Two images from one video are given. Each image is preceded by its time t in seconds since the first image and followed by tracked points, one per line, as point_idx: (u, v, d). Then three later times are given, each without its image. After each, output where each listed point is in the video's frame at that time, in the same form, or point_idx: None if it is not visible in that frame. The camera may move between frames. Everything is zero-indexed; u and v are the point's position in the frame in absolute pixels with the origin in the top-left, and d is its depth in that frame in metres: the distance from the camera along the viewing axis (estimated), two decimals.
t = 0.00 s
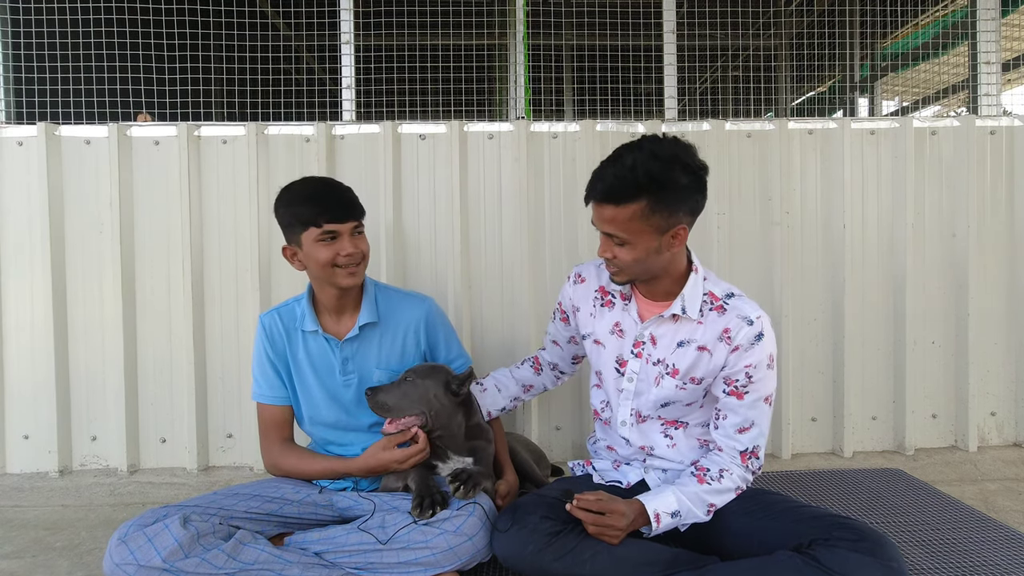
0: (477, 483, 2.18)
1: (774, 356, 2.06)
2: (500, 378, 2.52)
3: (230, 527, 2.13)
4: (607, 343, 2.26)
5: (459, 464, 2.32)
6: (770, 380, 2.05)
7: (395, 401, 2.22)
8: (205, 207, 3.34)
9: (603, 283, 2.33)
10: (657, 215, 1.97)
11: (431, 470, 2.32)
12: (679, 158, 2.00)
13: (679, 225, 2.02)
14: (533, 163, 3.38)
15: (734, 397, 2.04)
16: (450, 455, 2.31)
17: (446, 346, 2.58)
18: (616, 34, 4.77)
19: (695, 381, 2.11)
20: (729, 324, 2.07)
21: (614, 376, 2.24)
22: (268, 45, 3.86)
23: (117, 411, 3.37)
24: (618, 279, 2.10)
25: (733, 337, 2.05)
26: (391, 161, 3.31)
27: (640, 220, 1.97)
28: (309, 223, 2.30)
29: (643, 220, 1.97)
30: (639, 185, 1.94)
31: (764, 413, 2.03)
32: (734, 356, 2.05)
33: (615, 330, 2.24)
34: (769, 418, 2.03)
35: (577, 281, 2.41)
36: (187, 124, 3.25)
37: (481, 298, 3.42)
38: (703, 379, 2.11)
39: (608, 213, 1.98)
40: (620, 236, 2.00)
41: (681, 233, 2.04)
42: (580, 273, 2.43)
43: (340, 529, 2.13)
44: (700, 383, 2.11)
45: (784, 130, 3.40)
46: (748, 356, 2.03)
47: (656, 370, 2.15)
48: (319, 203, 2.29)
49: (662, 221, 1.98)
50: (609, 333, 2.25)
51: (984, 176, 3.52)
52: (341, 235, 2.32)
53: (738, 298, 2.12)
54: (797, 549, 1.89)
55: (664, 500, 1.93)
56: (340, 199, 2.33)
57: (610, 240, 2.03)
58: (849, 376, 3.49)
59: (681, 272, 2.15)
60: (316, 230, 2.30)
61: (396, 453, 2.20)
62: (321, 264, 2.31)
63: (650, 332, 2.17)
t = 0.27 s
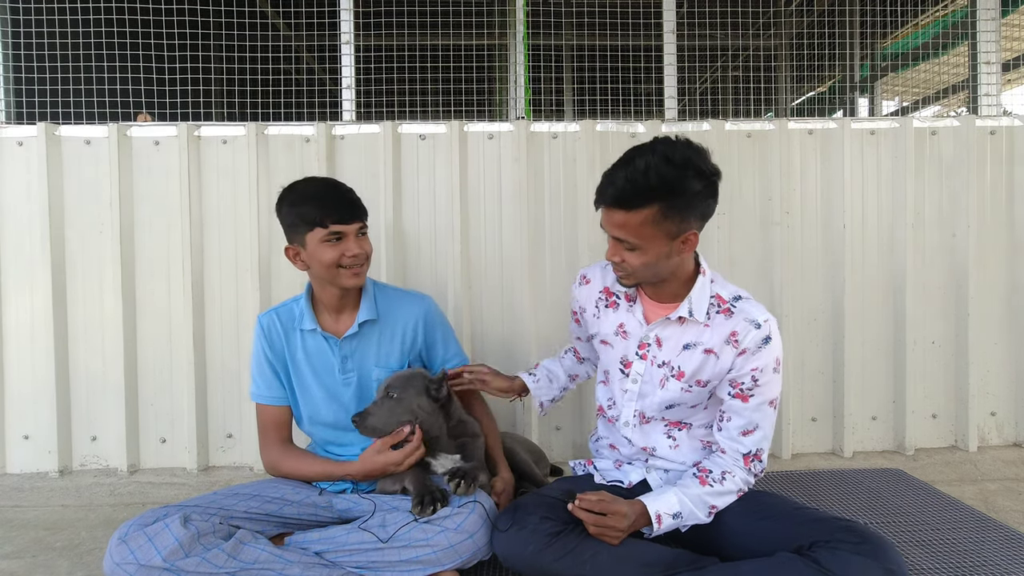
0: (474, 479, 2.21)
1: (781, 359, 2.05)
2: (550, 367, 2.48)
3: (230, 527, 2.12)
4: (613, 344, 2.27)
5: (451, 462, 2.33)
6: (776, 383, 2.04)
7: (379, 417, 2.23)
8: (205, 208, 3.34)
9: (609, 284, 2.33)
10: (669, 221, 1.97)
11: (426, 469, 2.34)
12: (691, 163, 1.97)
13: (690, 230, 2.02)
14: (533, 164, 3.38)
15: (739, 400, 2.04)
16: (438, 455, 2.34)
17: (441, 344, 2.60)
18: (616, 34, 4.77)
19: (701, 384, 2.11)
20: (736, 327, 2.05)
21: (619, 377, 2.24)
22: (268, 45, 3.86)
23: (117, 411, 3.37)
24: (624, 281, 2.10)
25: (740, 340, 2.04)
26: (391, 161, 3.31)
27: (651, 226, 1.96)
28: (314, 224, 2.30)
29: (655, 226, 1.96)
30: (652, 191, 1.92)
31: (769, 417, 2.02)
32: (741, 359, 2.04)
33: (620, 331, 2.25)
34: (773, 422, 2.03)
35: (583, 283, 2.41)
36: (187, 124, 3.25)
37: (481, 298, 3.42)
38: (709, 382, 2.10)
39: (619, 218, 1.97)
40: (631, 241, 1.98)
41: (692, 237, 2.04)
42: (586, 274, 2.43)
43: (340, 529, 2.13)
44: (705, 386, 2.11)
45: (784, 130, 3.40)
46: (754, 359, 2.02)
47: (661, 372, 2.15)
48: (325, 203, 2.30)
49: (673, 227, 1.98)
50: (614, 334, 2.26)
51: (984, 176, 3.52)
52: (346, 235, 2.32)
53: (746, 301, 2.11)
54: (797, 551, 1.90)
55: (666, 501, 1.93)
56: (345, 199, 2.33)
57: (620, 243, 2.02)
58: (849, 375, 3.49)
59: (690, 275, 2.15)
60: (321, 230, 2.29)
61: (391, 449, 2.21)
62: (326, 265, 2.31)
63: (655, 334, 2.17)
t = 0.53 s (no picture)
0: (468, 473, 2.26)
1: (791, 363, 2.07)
2: (500, 357, 2.41)
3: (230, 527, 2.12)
4: (624, 343, 2.26)
5: (443, 460, 2.36)
6: (784, 386, 2.06)
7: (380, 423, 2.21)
8: (205, 208, 3.34)
9: (621, 281, 2.32)
10: (686, 221, 1.97)
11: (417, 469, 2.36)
12: (711, 163, 1.97)
13: (706, 231, 2.02)
14: (533, 164, 3.38)
15: (747, 400, 2.04)
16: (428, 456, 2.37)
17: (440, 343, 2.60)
18: (616, 34, 4.77)
19: (710, 385, 2.11)
20: (749, 329, 2.07)
21: (628, 376, 2.23)
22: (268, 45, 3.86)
23: (117, 411, 3.37)
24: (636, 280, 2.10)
25: (752, 342, 2.05)
26: (391, 161, 3.31)
27: (668, 226, 1.96)
28: (315, 225, 2.29)
29: (672, 225, 1.96)
30: (671, 191, 1.92)
31: (776, 419, 2.04)
32: (752, 360, 2.05)
33: (633, 330, 2.24)
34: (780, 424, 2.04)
35: (593, 279, 2.38)
36: (187, 124, 3.25)
37: (481, 298, 3.42)
38: (719, 383, 2.11)
39: (637, 216, 1.96)
40: (645, 239, 1.99)
41: (708, 239, 2.04)
42: (596, 270, 2.41)
43: (341, 529, 2.13)
44: (715, 387, 2.11)
45: (784, 130, 3.40)
46: (765, 361, 2.04)
47: (671, 372, 2.14)
48: (325, 204, 2.30)
49: (690, 227, 1.98)
50: (627, 333, 2.25)
51: (984, 176, 3.52)
52: (346, 236, 2.32)
53: (758, 303, 2.12)
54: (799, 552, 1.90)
55: (667, 502, 1.93)
56: (345, 200, 2.33)
57: (634, 242, 2.02)
58: (849, 376, 3.49)
59: (703, 276, 2.15)
60: (321, 231, 2.29)
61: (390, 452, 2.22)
62: (326, 266, 2.31)
63: (667, 333, 2.16)
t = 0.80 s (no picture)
0: (468, 474, 2.29)
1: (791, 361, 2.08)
2: (488, 366, 2.37)
3: (229, 527, 2.12)
4: (624, 345, 2.26)
5: (442, 461, 2.42)
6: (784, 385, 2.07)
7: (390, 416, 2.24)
8: (205, 208, 3.34)
9: (619, 283, 2.31)
10: (694, 220, 1.98)
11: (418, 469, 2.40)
12: (723, 162, 1.97)
13: (712, 231, 2.03)
14: (533, 164, 3.38)
15: (748, 399, 2.05)
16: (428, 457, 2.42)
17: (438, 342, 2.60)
18: (615, 34, 4.77)
19: (712, 385, 2.12)
20: (750, 328, 2.07)
21: (629, 377, 2.23)
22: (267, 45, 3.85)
23: (117, 411, 3.37)
24: (642, 280, 2.09)
25: (753, 342, 2.06)
26: (391, 161, 3.31)
27: (677, 224, 1.97)
28: (313, 225, 2.29)
29: (680, 224, 1.97)
30: (683, 190, 1.92)
31: (777, 418, 2.05)
32: (753, 359, 2.05)
33: (633, 331, 2.24)
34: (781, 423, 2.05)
35: (591, 281, 2.37)
36: (187, 124, 3.25)
37: (481, 298, 3.42)
38: (720, 383, 2.11)
39: (645, 214, 1.97)
40: (654, 237, 1.98)
41: (713, 239, 2.06)
42: (594, 272, 2.39)
43: (341, 528, 2.13)
44: (716, 387, 2.12)
45: (784, 130, 3.41)
46: (766, 360, 2.05)
47: (672, 374, 2.15)
48: (323, 204, 2.29)
49: (697, 227, 1.99)
50: (626, 334, 2.25)
51: (984, 176, 3.52)
52: (344, 237, 2.32)
53: (758, 302, 2.12)
54: (800, 552, 1.90)
55: (667, 503, 1.93)
56: (344, 201, 2.33)
57: (642, 241, 2.01)
58: (849, 375, 3.48)
59: (704, 277, 2.17)
60: (320, 231, 2.29)
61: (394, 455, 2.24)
62: (324, 266, 2.31)
63: (667, 334, 2.16)
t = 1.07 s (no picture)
0: (471, 474, 2.30)
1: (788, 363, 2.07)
2: (512, 378, 2.44)
3: (229, 528, 2.12)
4: (621, 346, 2.27)
5: (444, 460, 2.43)
6: (782, 386, 2.05)
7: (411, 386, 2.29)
8: (205, 208, 3.34)
9: (615, 284, 2.32)
10: (682, 216, 1.97)
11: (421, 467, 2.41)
12: (713, 159, 1.96)
13: (702, 228, 2.03)
14: (533, 164, 3.38)
15: (744, 402, 2.05)
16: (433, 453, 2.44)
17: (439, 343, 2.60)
18: (615, 34, 4.77)
19: (707, 386, 2.12)
20: (744, 330, 2.06)
21: (625, 378, 2.24)
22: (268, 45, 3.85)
23: (117, 412, 3.37)
24: (633, 276, 2.10)
25: (748, 343, 2.05)
26: (391, 161, 3.31)
27: (665, 220, 1.97)
28: (312, 226, 2.29)
29: (668, 219, 1.97)
30: (670, 186, 1.93)
31: (773, 420, 2.03)
32: (748, 361, 2.05)
33: (628, 331, 2.24)
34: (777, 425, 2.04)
35: (589, 281, 2.39)
36: (187, 124, 3.25)
37: (480, 298, 3.42)
38: (715, 384, 2.11)
39: (634, 209, 1.98)
40: (642, 232, 1.99)
41: (703, 236, 2.05)
42: (592, 273, 2.41)
43: (341, 529, 2.13)
44: (712, 388, 2.12)
45: (784, 130, 3.41)
46: (761, 362, 2.04)
47: (668, 374, 2.15)
48: (322, 205, 2.29)
49: (686, 223, 1.99)
50: (622, 334, 2.25)
51: (984, 176, 3.52)
52: (343, 237, 2.32)
53: (754, 303, 2.12)
54: (800, 553, 1.90)
55: (667, 503, 1.93)
56: (343, 202, 2.33)
57: (631, 236, 2.03)
58: (849, 375, 3.48)
59: (697, 275, 2.16)
60: (319, 232, 2.29)
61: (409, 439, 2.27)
62: (323, 267, 2.31)
63: (662, 334, 2.17)
